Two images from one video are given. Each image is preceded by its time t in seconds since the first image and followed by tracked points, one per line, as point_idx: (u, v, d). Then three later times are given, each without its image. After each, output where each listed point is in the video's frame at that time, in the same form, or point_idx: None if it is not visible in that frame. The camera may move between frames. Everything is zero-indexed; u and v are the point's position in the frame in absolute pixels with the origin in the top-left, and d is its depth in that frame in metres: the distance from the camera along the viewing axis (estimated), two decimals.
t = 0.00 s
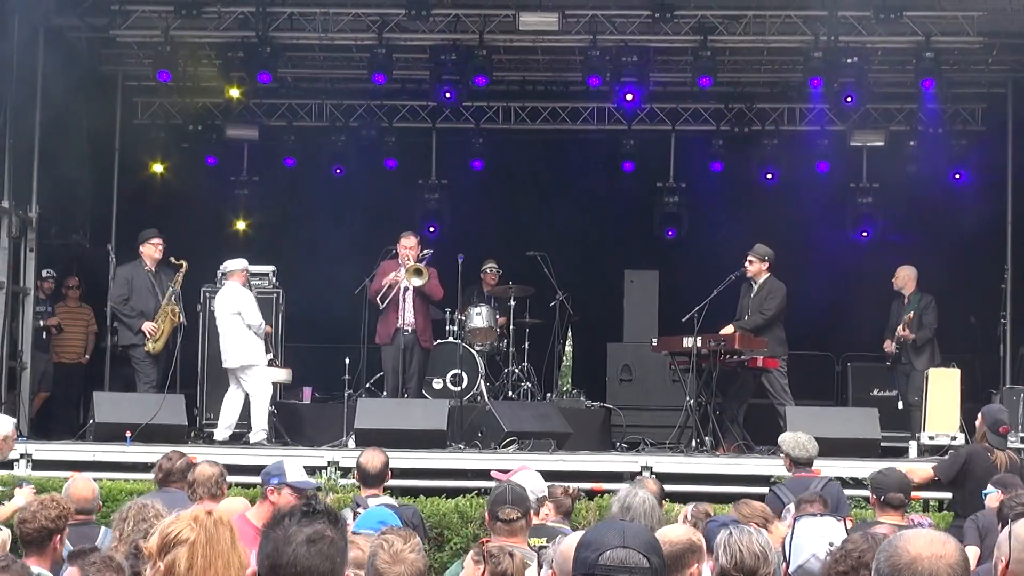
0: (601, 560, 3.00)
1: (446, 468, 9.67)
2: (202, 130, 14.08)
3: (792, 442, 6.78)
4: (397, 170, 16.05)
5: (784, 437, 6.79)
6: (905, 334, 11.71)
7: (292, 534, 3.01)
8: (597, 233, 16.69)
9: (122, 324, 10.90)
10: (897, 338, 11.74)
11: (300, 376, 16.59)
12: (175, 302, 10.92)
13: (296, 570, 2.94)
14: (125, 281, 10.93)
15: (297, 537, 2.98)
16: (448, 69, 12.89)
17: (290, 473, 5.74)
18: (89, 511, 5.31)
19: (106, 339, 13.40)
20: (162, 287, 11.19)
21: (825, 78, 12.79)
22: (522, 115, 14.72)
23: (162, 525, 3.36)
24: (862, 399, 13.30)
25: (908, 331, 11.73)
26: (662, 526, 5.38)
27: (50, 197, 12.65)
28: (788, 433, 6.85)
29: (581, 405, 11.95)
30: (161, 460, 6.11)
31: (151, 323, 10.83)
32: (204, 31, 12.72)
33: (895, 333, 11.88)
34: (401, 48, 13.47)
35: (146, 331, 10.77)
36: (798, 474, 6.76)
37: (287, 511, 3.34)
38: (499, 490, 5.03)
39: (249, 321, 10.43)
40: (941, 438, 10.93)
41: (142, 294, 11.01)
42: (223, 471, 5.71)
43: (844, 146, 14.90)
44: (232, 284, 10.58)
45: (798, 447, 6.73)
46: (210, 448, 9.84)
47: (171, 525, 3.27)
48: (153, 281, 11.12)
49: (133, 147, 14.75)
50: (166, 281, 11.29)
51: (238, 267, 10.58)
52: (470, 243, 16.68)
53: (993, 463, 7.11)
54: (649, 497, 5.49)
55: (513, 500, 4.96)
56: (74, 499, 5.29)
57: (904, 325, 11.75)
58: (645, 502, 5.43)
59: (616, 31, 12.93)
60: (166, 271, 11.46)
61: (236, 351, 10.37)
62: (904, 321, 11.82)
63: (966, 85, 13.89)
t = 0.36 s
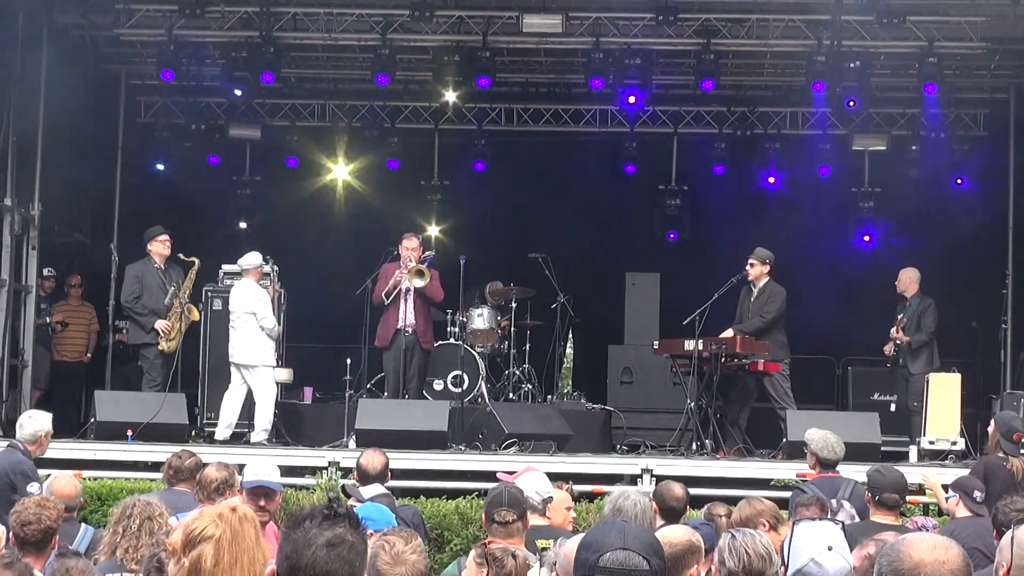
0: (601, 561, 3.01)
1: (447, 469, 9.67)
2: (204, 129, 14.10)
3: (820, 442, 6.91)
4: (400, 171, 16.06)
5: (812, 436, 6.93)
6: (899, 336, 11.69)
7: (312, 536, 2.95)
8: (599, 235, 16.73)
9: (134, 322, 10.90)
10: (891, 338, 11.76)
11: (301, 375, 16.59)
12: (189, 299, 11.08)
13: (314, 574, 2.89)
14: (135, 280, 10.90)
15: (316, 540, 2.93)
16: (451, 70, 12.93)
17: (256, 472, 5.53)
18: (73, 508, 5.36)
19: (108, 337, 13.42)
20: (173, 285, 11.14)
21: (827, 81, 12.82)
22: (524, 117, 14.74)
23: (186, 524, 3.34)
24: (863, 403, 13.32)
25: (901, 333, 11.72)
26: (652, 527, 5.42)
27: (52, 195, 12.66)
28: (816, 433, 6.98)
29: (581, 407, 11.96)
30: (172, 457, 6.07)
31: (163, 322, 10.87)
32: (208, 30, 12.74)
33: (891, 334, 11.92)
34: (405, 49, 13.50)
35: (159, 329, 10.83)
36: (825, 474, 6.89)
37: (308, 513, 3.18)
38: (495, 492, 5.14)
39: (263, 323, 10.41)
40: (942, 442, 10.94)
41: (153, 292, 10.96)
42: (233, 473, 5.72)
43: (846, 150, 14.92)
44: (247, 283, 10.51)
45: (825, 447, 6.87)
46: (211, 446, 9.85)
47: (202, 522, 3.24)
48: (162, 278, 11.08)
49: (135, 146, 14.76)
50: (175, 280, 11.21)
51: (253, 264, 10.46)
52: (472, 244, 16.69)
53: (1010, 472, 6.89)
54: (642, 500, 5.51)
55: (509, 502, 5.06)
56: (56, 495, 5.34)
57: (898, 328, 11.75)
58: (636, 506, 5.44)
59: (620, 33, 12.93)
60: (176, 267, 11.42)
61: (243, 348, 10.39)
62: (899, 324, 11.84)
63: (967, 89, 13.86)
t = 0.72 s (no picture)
0: (600, 563, 3.00)
1: (447, 470, 9.67)
2: (204, 130, 14.09)
3: (839, 440, 6.92)
4: (401, 172, 16.06)
5: (832, 434, 6.93)
6: (897, 339, 11.69)
7: (318, 538, 2.81)
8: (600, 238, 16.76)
9: (139, 322, 10.91)
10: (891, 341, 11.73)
11: (301, 376, 16.59)
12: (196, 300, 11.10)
13: None
14: (141, 280, 10.91)
15: (322, 542, 2.78)
16: (452, 71, 12.94)
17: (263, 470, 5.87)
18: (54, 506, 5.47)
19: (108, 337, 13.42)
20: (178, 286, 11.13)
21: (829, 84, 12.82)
22: (525, 118, 14.74)
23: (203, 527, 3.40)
24: (863, 405, 13.32)
25: (900, 337, 11.69)
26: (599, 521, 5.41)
27: (53, 196, 12.64)
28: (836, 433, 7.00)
29: (581, 409, 11.95)
30: (153, 457, 6.02)
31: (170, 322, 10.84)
32: (209, 31, 12.74)
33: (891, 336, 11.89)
34: (406, 50, 13.51)
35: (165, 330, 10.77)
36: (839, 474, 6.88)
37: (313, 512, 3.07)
38: (493, 493, 5.08)
39: (269, 331, 10.32)
40: (942, 445, 10.94)
41: (159, 292, 10.96)
42: (231, 473, 5.71)
43: (848, 154, 14.87)
44: (259, 285, 10.48)
45: (846, 445, 6.88)
46: (211, 447, 9.86)
47: (218, 525, 3.30)
48: (167, 278, 11.08)
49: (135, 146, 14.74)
50: (180, 279, 11.24)
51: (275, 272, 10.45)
52: (473, 245, 16.69)
53: (1008, 473, 6.85)
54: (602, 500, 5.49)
55: (508, 505, 5.02)
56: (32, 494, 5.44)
57: (897, 331, 11.73)
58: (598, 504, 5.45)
59: (621, 35, 12.94)
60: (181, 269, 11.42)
61: (246, 351, 10.35)
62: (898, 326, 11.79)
63: (969, 92, 13.85)
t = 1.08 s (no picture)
0: (599, 566, 3.01)
1: (448, 472, 9.68)
2: (204, 132, 14.10)
3: (831, 446, 6.94)
4: (400, 174, 16.09)
5: (825, 441, 6.95)
6: (897, 343, 11.61)
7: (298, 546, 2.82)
8: (599, 239, 16.78)
9: (139, 324, 10.92)
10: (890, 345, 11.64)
11: (301, 378, 16.61)
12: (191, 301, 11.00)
13: None
14: (139, 282, 10.91)
15: (307, 545, 2.91)
16: (452, 73, 12.95)
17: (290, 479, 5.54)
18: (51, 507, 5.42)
19: (107, 339, 13.44)
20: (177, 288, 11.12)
21: (829, 86, 12.85)
22: (525, 121, 14.76)
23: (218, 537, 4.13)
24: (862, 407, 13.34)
25: (900, 341, 11.61)
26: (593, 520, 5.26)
27: (53, 198, 12.65)
28: (828, 438, 7.02)
29: (581, 411, 11.96)
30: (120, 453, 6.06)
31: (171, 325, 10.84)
32: (208, 33, 12.76)
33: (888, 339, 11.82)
34: (406, 53, 13.54)
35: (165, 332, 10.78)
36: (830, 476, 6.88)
37: (304, 517, 3.26)
38: (490, 494, 5.02)
39: (266, 337, 10.31)
40: (942, 447, 10.96)
41: (157, 294, 10.96)
42: (239, 480, 5.75)
43: (848, 155, 14.89)
44: (260, 291, 10.49)
45: (837, 450, 6.90)
46: (211, 449, 9.87)
47: (230, 534, 4.07)
48: (167, 280, 11.07)
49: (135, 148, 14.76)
50: (179, 282, 11.17)
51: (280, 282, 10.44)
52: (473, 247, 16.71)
53: (986, 474, 6.89)
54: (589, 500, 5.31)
55: (507, 506, 4.96)
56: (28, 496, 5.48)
57: (896, 336, 11.63)
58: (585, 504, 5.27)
59: (621, 38, 12.96)
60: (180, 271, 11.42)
61: (247, 355, 10.36)
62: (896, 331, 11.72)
63: (968, 94, 13.85)
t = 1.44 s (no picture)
0: (598, 568, 3.00)
1: (446, 474, 9.66)
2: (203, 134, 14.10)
3: (802, 449, 6.88)
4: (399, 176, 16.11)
5: (794, 443, 6.90)
6: (892, 346, 11.48)
7: (260, 536, 2.58)
8: (598, 241, 16.79)
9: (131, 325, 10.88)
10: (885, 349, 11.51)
11: (300, 380, 16.60)
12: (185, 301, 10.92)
13: None
14: (133, 284, 10.89)
15: (265, 542, 2.55)
16: (452, 76, 12.94)
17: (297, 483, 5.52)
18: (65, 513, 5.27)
19: (106, 341, 13.45)
20: (170, 290, 11.13)
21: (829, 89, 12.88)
22: (524, 123, 14.77)
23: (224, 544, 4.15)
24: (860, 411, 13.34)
25: (895, 344, 11.49)
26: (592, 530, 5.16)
27: (52, 199, 12.65)
28: (797, 440, 6.95)
29: (580, 414, 11.96)
30: (106, 457, 6.06)
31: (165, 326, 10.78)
32: (208, 35, 12.77)
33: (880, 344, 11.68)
34: (406, 56, 13.54)
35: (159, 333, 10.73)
36: (804, 482, 6.86)
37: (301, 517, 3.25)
38: (488, 497, 5.07)
39: (266, 341, 10.33)
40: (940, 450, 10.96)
41: (152, 296, 10.94)
42: (243, 486, 5.75)
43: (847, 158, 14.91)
44: (262, 295, 10.49)
45: (808, 455, 6.84)
46: (210, 452, 9.86)
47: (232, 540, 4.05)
48: (161, 283, 11.07)
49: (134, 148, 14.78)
50: (172, 284, 11.22)
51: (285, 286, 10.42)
52: (472, 249, 16.71)
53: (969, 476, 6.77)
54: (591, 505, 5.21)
55: (504, 507, 5.01)
56: (46, 500, 5.23)
57: (890, 339, 11.52)
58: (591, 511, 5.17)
59: (621, 40, 12.96)
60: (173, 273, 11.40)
61: (246, 358, 10.34)
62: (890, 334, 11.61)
63: (967, 97, 13.85)
